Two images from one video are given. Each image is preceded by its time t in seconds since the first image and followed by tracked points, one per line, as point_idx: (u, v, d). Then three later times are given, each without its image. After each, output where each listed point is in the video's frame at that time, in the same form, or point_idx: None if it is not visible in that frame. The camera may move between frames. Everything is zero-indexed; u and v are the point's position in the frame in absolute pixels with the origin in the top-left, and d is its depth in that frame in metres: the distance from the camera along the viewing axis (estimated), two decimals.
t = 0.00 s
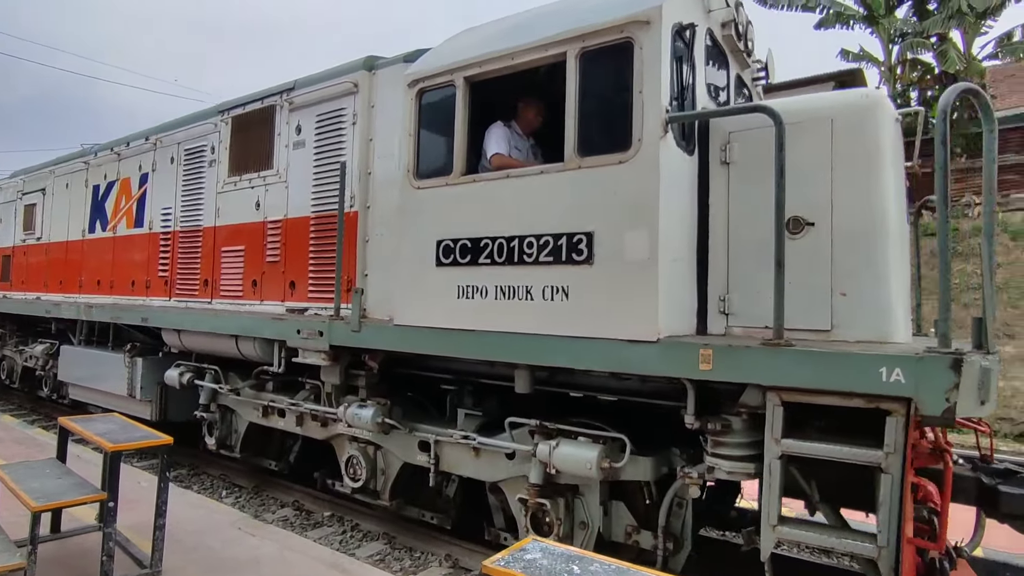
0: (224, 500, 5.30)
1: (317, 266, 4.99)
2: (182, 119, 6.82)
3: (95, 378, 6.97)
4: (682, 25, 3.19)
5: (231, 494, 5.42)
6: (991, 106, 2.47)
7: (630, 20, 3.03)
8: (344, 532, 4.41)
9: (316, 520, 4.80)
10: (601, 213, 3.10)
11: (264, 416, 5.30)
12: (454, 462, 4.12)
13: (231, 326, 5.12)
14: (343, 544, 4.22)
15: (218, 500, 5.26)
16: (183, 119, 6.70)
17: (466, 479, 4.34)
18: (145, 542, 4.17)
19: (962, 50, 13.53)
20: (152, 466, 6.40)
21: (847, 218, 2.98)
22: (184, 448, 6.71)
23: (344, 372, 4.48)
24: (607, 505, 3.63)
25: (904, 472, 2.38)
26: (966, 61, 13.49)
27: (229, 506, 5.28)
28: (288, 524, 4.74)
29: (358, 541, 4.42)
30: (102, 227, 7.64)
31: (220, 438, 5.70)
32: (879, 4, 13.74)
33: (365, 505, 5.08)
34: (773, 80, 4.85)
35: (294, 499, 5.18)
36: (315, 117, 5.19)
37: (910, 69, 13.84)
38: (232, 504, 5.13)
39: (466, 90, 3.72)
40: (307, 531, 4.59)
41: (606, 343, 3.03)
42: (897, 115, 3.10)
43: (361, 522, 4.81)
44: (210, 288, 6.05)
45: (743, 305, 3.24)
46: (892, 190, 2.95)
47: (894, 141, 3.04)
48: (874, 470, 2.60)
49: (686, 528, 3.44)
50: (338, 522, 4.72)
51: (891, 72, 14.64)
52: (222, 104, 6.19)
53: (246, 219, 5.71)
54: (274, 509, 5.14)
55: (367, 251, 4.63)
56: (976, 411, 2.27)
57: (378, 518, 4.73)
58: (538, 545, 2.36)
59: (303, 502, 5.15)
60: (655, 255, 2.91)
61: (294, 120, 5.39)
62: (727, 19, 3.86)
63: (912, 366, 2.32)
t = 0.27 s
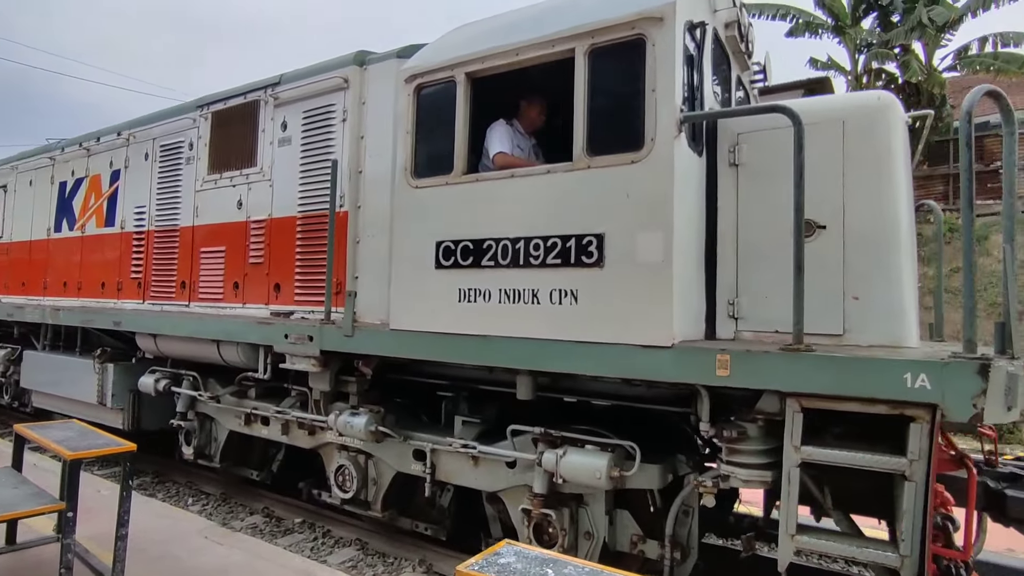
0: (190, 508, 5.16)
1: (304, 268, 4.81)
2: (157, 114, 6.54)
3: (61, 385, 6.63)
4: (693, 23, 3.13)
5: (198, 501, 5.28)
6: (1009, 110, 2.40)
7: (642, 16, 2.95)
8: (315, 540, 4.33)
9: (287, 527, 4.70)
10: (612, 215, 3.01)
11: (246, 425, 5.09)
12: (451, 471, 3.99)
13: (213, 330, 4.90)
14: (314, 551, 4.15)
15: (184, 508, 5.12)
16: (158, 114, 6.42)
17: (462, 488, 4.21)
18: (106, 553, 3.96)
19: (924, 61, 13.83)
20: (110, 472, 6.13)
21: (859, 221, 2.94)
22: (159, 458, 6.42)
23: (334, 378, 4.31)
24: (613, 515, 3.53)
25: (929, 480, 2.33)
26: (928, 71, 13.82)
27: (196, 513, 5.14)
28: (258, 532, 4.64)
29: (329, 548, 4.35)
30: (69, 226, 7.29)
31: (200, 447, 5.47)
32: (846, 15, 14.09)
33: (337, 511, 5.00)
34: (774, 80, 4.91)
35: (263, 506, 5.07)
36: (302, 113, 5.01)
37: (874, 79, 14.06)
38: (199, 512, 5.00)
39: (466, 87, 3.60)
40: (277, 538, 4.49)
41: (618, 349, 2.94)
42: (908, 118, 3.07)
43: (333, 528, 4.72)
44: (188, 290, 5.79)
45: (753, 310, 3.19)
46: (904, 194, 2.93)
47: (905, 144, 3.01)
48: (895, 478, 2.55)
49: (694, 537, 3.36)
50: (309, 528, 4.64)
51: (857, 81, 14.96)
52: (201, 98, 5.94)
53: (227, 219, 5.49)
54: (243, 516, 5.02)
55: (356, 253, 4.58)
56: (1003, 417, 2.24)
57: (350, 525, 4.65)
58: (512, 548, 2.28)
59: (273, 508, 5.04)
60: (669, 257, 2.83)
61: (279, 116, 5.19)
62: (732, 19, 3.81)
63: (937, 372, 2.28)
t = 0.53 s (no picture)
0: (139, 523, 4.90)
1: (280, 273, 4.62)
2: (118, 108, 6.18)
3: (8, 396, 6.17)
4: (697, 24, 3.08)
5: (148, 515, 5.03)
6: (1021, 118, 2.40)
7: (648, 16, 2.88)
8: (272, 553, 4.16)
9: (243, 540, 4.52)
10: (617, 218, 2.92)
11: (217, 438, 4.82)
12: (441, 485, 3.83)
13: (182, 338, 4.61)
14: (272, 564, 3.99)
15: (133, 523, 4.86)
16: (119, 108, 6.07)
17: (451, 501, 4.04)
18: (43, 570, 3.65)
19: (877, 75, 14.31)
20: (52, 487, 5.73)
21: (864, 227, 2.92)
22: (119, 474, 6.03)
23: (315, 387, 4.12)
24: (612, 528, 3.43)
25: (948, 491, 2.30)
26: (881, 86, 14.32)
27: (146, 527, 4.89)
28: (212, 545, 4.44)
29: (288, 561, 4.19)
30: (18, 226, 6.83)
31: (165, 462, 5.14)
32: (805, 30, 14.52)
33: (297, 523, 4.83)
34: (758, 86, 5.00)
35: (218, 519, 4.86)
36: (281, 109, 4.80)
37: (831, 91, 14.48)
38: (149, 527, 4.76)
39: (461, 85, 3.47)
40: (232, 552, 4.31)
41: (624, 357, 2.85)
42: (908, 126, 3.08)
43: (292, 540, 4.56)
44: (152, 295, 5.46)
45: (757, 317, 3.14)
46: (908, 201, 2.92)
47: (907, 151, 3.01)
48: (908, 487, 2.52)
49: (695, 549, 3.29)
50: (267, 541, 4.47)
51: (815, 93, 15.40)
52: (168, 92, 5.64)
53: (197, 220, 5.21)
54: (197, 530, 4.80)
55: (338, 256, 4.38)
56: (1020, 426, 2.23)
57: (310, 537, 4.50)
58: (476, 558, 2.17)
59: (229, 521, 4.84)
60: (678, 264, 2.76)
61: (255, 113, 4.98)
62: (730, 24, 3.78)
63: (954, 381, 2.25)
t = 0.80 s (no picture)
0: (76, 542, 4.64)
1: (252, 278, 4.42)
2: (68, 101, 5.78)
3: None
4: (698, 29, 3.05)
5: (86, 533, 4.76)
6: (1019, 129, 2.45)
7: (653, 18, 2.82)
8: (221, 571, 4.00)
9: (189, 558, 4.33)
10: (620, 224, 2.84)
11: (180, 455, 4.52)
12: (427, 500, 3.66)
13: (143, 348, 4.30)
14: None
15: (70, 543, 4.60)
16: (70, 101, 5.67)
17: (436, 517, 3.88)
18: None
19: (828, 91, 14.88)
20: None
21: (863, 235, 2.92)
22: (65, 494, 5.59)
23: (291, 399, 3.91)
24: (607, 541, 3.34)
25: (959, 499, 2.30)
26: (832, 101, 14.88)
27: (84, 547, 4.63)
28: (155, 564, 4.24)
29: None
30: None
31: (120, 481, 4.80)
32: (761, 45, 14.98)
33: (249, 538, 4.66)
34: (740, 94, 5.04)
35: (163, 537, 4.65)
36: (255, 106, 4.58)
37: (785, 105, 14.95)
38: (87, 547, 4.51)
39: (454, 85, 3.34)
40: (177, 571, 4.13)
41: (629, 366, 2.78)
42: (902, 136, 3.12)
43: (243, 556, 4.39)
44: (107, 302, 5.12)
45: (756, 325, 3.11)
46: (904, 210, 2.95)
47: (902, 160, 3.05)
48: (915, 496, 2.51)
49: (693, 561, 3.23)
50: (215, 558, 4.29)
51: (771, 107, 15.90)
52: (126, 86, 5.30)
53: (159, 222, 4.93)
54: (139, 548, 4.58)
55: (316, 262, 4.23)
56: None
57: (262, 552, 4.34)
58: (432, 571, 2.38)
59: (175, 538, 4.63)
60: (684, 271, 2.71)
61: (224, 109, 4.73)
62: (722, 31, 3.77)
63: (965, 389, 2.26)
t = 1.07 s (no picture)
0: None
1: (216, 284, 4.20)
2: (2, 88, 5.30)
3: None
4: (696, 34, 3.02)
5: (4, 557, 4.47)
6: (1012, 142, 2.49)
7: (656, 19, 2.76)
8: None
9: None
10: (621, 229, 2.77)
11: (132, 474, 4.17)
12: (410, 518, 3.49)
13: (93, 359, 3.95)
14: None
15: None
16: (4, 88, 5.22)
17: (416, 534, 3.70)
18: None
19: (778, 104, 15.41)
20: None
21: (857, 243, 2.94)
22: None
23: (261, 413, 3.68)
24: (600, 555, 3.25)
25: (963, 507, 2.31)
26: (781, 114, 15.42)
27: None
28: None
29: None
30: None
31: (61, 504, 4.40)
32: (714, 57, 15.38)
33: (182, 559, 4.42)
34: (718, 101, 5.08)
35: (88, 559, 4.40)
36: (220, 101, 4.33)
37: (737, 117, 15.36)
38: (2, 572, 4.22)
39: (444, 83, 3.21)
40: None
41: (631, 375, 2.70)
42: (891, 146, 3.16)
43: None
44: (47, 309, 4.75)
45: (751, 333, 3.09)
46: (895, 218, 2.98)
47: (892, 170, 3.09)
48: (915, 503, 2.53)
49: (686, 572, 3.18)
50: None
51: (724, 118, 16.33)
52: (70, 74, 4.90)
53: (110, 221, 4.62)
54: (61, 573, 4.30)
55: (288, 266, 3.99)
56: None
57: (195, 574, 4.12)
58: None
59: (101, 560, 4.38)
60: (687, 279, 2.65)
61: (186, 102, 4.46)
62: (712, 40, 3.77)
63: (969, 397, 2.27)
